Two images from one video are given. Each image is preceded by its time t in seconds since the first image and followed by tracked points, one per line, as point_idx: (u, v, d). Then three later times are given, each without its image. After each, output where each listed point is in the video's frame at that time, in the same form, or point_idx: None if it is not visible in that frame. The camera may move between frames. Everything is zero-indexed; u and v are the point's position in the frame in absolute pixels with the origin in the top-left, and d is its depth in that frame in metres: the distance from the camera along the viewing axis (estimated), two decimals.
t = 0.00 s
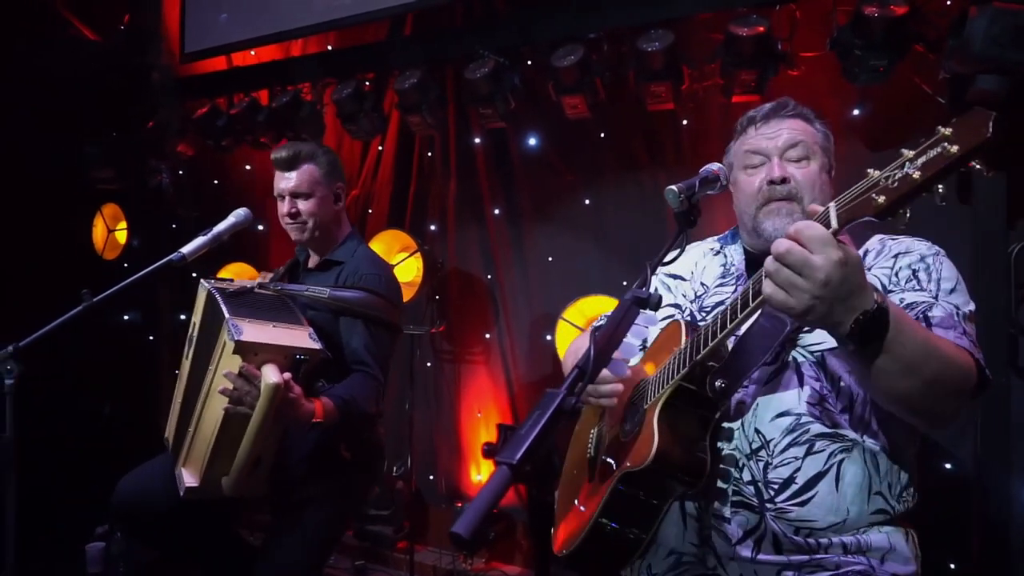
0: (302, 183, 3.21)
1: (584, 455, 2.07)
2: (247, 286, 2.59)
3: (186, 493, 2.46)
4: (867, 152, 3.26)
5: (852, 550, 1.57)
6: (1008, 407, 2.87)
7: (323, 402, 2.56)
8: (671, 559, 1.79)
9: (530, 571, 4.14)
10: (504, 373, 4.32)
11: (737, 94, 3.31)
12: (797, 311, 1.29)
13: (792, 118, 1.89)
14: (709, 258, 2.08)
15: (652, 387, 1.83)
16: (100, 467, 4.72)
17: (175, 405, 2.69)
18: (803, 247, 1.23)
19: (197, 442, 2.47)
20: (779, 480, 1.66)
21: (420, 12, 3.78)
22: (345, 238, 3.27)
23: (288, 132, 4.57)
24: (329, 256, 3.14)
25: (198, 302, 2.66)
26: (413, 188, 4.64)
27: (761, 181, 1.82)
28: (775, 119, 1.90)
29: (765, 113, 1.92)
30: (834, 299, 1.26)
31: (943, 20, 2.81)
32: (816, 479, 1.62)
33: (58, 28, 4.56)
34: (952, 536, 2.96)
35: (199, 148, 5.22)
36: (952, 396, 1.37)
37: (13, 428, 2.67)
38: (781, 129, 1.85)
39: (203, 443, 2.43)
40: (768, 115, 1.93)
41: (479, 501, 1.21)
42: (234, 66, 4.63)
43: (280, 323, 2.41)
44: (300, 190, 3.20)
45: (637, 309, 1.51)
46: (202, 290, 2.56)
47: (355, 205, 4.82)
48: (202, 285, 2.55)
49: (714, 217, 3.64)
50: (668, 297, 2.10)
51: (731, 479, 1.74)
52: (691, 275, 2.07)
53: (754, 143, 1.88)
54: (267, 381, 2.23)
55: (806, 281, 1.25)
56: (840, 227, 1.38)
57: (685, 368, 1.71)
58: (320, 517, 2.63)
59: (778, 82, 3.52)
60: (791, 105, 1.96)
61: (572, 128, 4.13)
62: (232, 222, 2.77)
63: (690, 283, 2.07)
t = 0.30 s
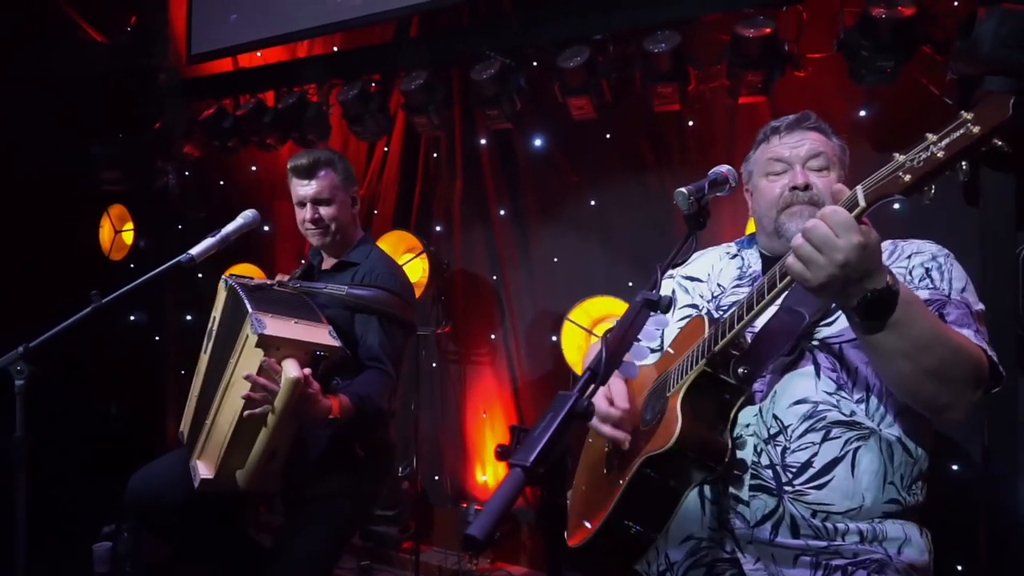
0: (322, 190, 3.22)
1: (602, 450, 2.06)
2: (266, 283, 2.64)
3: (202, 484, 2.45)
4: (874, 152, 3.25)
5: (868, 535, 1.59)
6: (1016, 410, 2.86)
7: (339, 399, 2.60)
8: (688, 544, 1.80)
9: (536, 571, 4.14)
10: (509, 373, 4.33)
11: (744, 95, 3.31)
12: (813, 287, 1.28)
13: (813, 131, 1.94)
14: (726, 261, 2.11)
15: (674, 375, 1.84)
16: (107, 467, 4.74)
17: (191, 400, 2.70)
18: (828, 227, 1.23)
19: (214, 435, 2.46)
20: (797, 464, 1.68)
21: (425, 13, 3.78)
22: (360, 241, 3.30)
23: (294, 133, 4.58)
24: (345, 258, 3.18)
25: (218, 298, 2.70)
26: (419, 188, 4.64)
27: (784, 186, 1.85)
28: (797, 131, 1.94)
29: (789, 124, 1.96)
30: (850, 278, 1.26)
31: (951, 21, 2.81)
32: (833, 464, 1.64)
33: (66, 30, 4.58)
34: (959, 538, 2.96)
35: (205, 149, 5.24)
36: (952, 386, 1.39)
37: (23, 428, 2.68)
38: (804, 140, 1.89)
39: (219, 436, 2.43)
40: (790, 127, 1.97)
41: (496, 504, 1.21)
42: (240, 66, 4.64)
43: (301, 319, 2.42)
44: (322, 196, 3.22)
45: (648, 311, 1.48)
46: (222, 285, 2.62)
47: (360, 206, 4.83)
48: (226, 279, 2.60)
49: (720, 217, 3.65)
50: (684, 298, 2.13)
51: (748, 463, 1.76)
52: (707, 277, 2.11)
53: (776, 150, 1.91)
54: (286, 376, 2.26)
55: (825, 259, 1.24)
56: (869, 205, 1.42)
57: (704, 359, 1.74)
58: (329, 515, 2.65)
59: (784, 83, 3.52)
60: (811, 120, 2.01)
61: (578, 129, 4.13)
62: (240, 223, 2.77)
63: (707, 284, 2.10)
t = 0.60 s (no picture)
0: (339, 184, 3.24)
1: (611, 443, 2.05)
2: (277, 278, 2.65)
3: (213, 480, 2.44)
4: (883, 151, 3.24)
5: (891, 531, 1.63)
6: None
7: (351, 394, 2.57)
8: (709, 536, 1.84)
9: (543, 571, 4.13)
10: (515, 372, 4.32)
11: (753, 93, 3.29)
12: (857, 272, 1.32)
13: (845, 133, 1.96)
14: (744, 260, 2.11)
15: (699, 370, 1.84)
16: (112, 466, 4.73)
17: (203, 396, 2.70)
18: (881, 213, 1.26)
19: (224, 432, 2.46)
20: (822, 457, 1.72)
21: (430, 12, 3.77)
22: (369, 239, 3.27)
23: (299, 131, 4.57)
24: (354, 255, 3.17)
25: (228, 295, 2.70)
26: (425, 187, 4.63)
27: (812, 182, 1.87)
28: (828, 131, 1.96)
29: (821, 124, 1.99)
30: (895, 264, 1.30)
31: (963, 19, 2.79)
32: (858, 458, 1.67)
33: (72, 28, 4.58)
34: (970, 538, 2.95)
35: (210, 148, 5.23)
36: (979, 382, 1.41)
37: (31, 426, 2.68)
38: (836, 140, 1.91)
39: (230, 432, 2.43)
40: (821, 127, 1.99)
41: (523, 503, 1.22)
42: (246, 65, 4.63)
43: (313, 314, 2.40)
44: (338, 190, 3.23)
45: (670, 308, 1.52)
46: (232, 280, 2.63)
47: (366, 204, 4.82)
48: (236, 276, 2.60)
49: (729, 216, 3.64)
50: (703, 295, 2.13)
51: (773, 455, 1.79)
52: (726, 274, 2.11)
53: (807, 147, 1.93)
54: (300, 370, 2.23)
55: (873, 244, 1.29)
56: (915, 190, 1.41)
57: (726, 360, 1.75)
58: (339, 514, 2.64)
59: (792, 82, 3.51)
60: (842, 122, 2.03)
61: (585, 127, 4.12)
62: (247, 222, 2.76)
63: (725, 281, 2.11)
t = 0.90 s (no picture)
0: (349, 179, 3.23)
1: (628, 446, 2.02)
2: (286, 280, 2.64)
3: (229, 487, 2.44)
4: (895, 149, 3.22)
5: (909, 534, 1.62)
6: None
7: (368, 399, 2.57)
8: (727, 543, 1.83)
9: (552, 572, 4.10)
10: (523, 371, 4.31)
11: (763, 91, 3.28)
12: (883, 294, 1.31)
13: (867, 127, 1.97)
14: (758, 256, 2.10)
15: (714, 376, 1.81)
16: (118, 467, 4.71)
17: (213, 401, 2.70)
18: (905, 236, 1.24)
19: (242, 439, 2.45)
20: (839, 464, 1.71)
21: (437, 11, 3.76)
22: (375, 238, 3.26)
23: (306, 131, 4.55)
24: (361, 254, 3.16)
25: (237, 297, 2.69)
26: (431, 187, 4.62)
27: (831, 175, 1.88)
28: (851, 125, 1.97)
29: (841, 118, 2.00)
30: (920, 286, 1.28)
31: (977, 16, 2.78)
32: (876, 463, 1.67)
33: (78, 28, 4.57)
34: (985, 538, 2.92)
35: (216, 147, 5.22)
36: (1010, 392, 1.40)
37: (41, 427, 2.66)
38: (858, 134, 1.92)
39: (247, 440, 2.41)
40: (844, 120, 2.00)
41: (558, 507, 1.19)
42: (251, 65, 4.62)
43: (329, 320, 2.39)
44: (347, 185, 3.22)
45: (696, 307, 1.49)
46: (242, 284, 2.62)
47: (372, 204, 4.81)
48: (246, 278, 2.60)
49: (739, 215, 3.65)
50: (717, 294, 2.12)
51: (789, 463, 1.79)
52: (739, 273, 2.10)
53: (829, 141, 1.94)
54: (318, 378, 2.21)
55: (898, 268, 1.26)
56: (943, 209, 1.40)
57: (744, 365, 1.71)
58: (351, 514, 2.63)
59: (803, 80, 3.50)
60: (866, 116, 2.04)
61: (593, 126, 4.10)
62: (258, 221, 2.75)
63: (739, 280, 2.09)
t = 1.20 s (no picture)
0: (348, 181, 3.21)
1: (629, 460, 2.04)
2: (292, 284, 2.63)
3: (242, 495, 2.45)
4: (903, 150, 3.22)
5: (925, 548, 1.62)
6: None
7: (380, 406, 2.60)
8: (741, 562, 1.84)
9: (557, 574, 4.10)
10: (528, 372, 4.30)
11: (772, 92, 3.27)
12: (894, 334, 1.32)
13: (851, 120, 1.91)
14: (765, 258, 2.10)
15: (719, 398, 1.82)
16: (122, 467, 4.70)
17: (222, 404, 2.66)
18: (915, 276, 1.24)
19: (254, 449, 2.46)
20: (851, 484, 1.70)
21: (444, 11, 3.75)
22: (375, 238, 3.26)
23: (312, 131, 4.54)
24: (362, 254, 3.16)
25: (241, 301, 2.64)
26: (436, 187, 4.61)
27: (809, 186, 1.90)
28: (833, 122, 1.93)
29: (823, 116, 1.96)
30: (931, 325, 1.29)
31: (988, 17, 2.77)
32: (889, 483, 1.65)
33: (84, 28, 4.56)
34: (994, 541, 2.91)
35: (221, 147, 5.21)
36: None
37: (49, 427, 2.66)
38: (836, 134, 1.88)
39: (259, 451, 2.43)
40: (827, 117, 1.96)
41: (586, 513, 1.19)
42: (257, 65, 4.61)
43: (340, 329, 2.38)
44: (346, 188, 3.20)
45: (717, 311, 1.47)
46: (248, 290, 2.60)
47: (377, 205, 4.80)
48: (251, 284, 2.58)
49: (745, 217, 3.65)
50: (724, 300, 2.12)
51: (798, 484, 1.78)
52: (746, 277, 2.11)
53: (808, 147, 1.93)
54: (334, 392, 2.21)
55: (909, 309, 1.27)
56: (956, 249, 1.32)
57: (756, 384, 1.72)
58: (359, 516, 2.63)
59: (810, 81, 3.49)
60: (856, 101, 1.96)
61: (600, 127, 4.09)
62: (267, 221, 2.74)
63: (745, 284, 2.10)
